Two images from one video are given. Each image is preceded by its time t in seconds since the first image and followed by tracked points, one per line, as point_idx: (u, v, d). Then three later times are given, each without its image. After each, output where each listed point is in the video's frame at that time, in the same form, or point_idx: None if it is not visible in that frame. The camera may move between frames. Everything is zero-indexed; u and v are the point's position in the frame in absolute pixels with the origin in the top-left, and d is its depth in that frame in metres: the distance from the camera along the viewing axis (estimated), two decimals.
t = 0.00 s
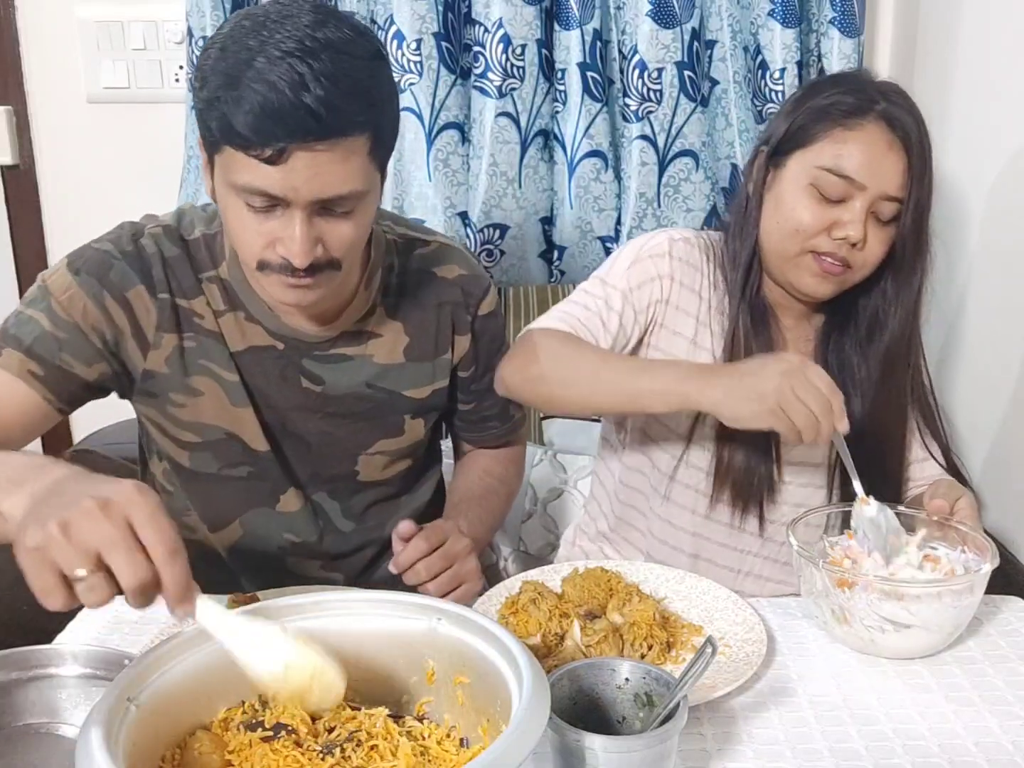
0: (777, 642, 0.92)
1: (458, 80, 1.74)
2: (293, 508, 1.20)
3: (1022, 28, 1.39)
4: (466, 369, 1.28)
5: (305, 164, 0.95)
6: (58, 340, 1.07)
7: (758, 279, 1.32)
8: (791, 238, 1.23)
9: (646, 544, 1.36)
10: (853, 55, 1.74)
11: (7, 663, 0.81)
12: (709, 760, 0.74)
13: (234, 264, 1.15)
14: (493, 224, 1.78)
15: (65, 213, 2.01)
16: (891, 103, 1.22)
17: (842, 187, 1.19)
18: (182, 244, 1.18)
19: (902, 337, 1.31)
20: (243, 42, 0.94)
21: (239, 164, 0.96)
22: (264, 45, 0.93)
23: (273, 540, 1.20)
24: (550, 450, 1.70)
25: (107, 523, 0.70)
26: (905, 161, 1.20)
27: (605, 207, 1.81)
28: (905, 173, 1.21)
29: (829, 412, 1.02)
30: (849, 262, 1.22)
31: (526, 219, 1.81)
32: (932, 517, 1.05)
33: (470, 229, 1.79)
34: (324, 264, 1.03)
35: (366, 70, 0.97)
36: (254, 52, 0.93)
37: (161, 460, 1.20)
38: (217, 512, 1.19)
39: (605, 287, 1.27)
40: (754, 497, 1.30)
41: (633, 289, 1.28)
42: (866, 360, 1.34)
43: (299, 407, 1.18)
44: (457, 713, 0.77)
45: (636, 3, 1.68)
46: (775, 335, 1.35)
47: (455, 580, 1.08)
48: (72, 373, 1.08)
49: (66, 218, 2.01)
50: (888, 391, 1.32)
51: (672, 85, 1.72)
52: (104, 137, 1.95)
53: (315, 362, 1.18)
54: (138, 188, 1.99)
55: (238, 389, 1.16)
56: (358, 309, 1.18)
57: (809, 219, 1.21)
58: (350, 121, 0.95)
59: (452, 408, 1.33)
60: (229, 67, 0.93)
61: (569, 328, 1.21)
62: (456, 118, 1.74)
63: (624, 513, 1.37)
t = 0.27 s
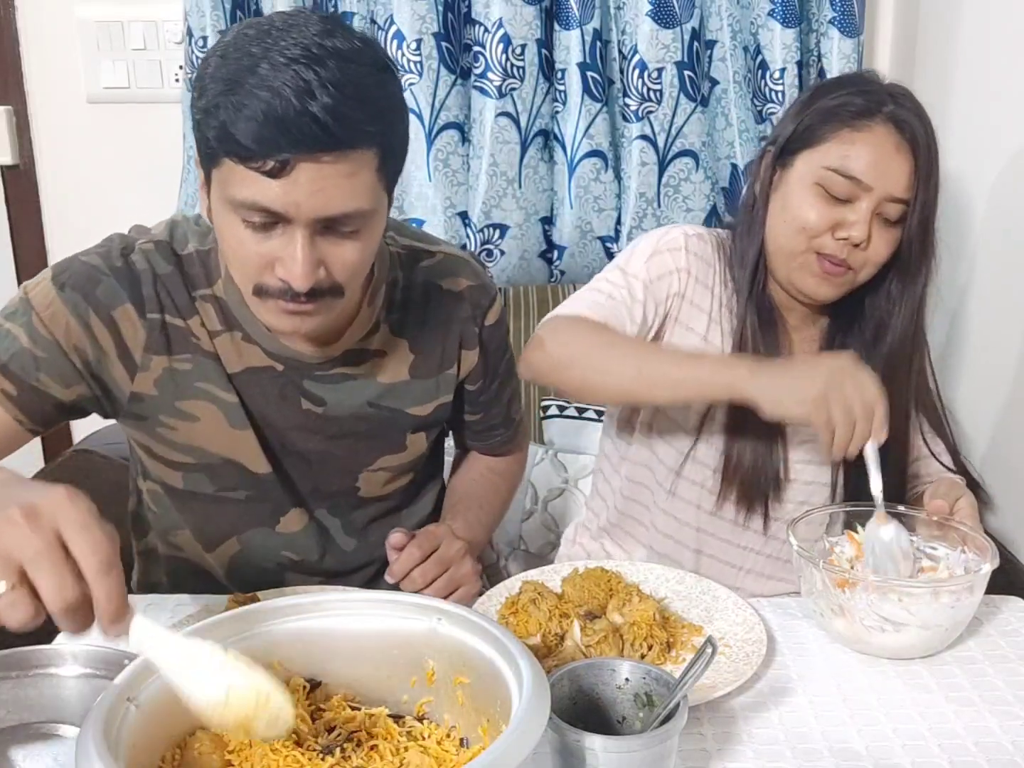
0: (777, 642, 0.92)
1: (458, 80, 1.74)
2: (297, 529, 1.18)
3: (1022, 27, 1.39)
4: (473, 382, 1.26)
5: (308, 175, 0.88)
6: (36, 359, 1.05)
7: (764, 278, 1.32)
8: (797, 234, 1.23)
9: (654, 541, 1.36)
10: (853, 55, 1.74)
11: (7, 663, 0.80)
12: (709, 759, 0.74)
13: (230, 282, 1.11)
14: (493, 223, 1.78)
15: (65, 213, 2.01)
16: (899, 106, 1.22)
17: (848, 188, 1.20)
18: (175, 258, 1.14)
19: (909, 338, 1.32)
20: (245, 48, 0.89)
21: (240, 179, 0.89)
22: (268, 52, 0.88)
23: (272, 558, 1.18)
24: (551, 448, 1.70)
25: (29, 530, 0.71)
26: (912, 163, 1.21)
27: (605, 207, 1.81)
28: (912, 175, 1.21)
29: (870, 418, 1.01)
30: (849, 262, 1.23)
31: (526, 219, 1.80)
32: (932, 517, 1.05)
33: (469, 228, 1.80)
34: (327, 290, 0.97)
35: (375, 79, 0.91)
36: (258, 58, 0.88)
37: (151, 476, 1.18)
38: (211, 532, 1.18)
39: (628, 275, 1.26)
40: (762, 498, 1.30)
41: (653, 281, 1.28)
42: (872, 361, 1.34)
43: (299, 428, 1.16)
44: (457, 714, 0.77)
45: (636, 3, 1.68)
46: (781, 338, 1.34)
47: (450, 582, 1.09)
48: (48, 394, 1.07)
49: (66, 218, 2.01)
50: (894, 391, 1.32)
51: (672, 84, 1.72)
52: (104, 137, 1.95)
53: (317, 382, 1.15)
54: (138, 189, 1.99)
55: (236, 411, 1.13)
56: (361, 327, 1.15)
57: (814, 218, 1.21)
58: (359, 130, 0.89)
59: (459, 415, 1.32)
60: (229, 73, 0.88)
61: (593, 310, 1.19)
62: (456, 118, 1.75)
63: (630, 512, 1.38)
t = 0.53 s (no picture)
0: (776, 642, 0.92)
1: (458, 80, 1.74)
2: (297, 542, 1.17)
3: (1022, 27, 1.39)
4: (485, 394, 1.27)
5: (320, 209, 0.84)
6: (26, 371, 0.99)
7: (776, 282, 1.33)
8: (806, 232, 1.24)
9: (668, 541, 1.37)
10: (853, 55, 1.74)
11: (7, 663, 0.80)
12: (709, 759, 0.74)
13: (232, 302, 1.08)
14: (493, 223, 1.78)
15: (65, 212, 2.01)
16: (913, 109, 1.22)
17: (859, 190, 1.20)
18: (177, 274, 1.10)
19: (917, 342, 1.31)
20: (259, 71, 0.84)
21: (249, 209, 0.86)
22: (283, 75, 0.83)
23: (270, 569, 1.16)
24: (552, 447, 1.69)
25: (87, 532, 0.64)
26: (924, 165, 1.20)
27: (605, 207, 1.80)
28: (924, 177, 1.21)
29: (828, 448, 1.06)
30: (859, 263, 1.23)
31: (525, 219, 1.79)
32: (931, 517, 1.05)
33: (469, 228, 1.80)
34: (333, 324, 0.94)
35: (395, 109, 0.87)
36: (272, 81, 0.83)
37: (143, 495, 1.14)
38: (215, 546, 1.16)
39: (654, 242, 1.30)
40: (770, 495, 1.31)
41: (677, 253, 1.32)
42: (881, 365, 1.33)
43: (304, 448, 1.13)
44: (457, 714, 0.77)
45: (636, 3, 1.68)
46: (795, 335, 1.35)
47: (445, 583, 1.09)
48: (33, 408, 1.01)
49: (66, 218, 2.01)
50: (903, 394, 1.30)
51: (672, 84, 1.72)
52: (104, 137, 1.95)
53: (324, 403, 1.13)
54: (138, 188, 1.99)
55: (237, 434, 1.10)
56: (370, 345, 1.13)
57: (823, 218, 1.22)
58: (374, 162, 0.85)
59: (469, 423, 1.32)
60: (241, 97, 0.83)
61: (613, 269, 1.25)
62: (456, 118, 1.76)
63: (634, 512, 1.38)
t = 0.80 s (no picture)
0: (776, 642, 0.92)
1: (458, 80, 1.74)
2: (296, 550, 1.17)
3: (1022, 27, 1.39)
4: (494, 407, 1.27)
5: (334, 241, 0.84)
6: (27, 367, 0.99)
7: (785, 286, 1.33)
8: (810, 235, 1.25)
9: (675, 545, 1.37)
10: (853, 55, 1.74)
11: (7, 663, 0.81)
12: (709, 759, 0.74)
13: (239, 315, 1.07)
14: (493, 223, 1.78)
15: (64, 212, 2.01)
16: (922, 113, 1.22)
17: (865, 195, 1.20)
18: (187, 282, 1.10)
19: (929, 346, 1.31)
20: (275, 95, 0.83)
21: (258, 234, 0.86)
22: (300, 100, 0.82)
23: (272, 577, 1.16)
24: (552, 447, 1.68)
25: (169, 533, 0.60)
26: (931, 171, 1.20)
27: (605, 207, 1.80)
28: (931, 183, 1.21)
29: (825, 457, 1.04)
30: (866, 267, 1.23)
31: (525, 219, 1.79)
32: (931, 516, 1.05)
33: (468, 226, 1.81)
34: (341, 353, 0.94)
35: (416, 139, 0.85)
36: (288, 106, 0.82)
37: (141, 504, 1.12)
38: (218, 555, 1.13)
39: (646, 277, 1.30)
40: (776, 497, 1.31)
41: (673, 279, 1.30)
42: (891, 370, 1.32)
43: (310, 463, 1.13)
44: (457, 713, 0.77)
45: (636, 3, 1.68)
46: (800, 338, 1.35)
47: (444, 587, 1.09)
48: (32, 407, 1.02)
49: (65, 217, 2.01)
50: (911, 396, 1.30)
51: (671, 85, 1.72)
52: (104, 137, 1.95)
53: (332, 419, 1.12)
54: (138, 189, 1.99)
55: (242, 446, 1.09)
56: (380, 365, 1.12)
57: (829, 220, 1.22)
58: (391, 195, 0.84)
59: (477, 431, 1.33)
60: (256, 121, 0.82)
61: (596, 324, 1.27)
62: (456, 118, 1.76)
63: (641, 512, 1.38)
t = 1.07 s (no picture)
0: (777, 642, 0.92)
1: (458, 80, 1.74)
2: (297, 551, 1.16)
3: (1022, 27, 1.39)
4: (496, 410, 1.28)
5: (346, 251, 0.84)
6: (42, 373, 0.97)
7: (784, 283, 1.33)
8: (808, 235, 1.25)
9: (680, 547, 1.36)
10: (853, 55, 1.74)
11: (7, 663, 0.81)
12: (709, 759, 0.74)
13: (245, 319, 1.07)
14: (493, 223, 1.78)
15: (64, 212, 2.01)
16: (923, 113, 1.21)
17: (863, 194, 1.20)
18: (193, 287, 1.10)
19: (927, 345, 1.31)
20: (285, 102, 0.83)
21: (271, 244, 0.85)
22: (310, 108, 0.83)
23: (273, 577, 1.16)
24: (552, 447, 1.68)
25: (255, 508, 0.68)
26: (930, 171, 1.20)
27: (605, 207, 1.80)
28: (930, 183, 1.21)
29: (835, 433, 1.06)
30: (865, 267, 1.23)
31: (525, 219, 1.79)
32: (931, 516, 1.05)
33: (468, 227, 1.80)
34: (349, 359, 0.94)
35: (426, 146, 0.87)
36: (298, 113, 0.83)
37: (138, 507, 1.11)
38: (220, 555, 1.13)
39: (639, 269, 1.31)
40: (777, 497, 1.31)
41: (667, 271, 1.31)
42: (890, 370, 1.33)
43: (314, 468, 1.12)
44: (457, 713, 0.77)
45: (636, 3, 1.68)
46: (799, 338, 1.35)
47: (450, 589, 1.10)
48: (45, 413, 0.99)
49: (65, 217, 2.01)
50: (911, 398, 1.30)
51: (671, 84, 1.72)
52: (104, 137, 1.95)
53: (336, 423, 1.12)
54: (138, 189, 1.99)
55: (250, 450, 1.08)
56: (385, 370, 1.13)
57: (826, 219, 1.22)
58: (403, 204, 0.84)
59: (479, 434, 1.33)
60: (266, 129, 0.83)
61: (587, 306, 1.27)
62: (456, 118, 1.76)
63: (642, 514, 1.38)
